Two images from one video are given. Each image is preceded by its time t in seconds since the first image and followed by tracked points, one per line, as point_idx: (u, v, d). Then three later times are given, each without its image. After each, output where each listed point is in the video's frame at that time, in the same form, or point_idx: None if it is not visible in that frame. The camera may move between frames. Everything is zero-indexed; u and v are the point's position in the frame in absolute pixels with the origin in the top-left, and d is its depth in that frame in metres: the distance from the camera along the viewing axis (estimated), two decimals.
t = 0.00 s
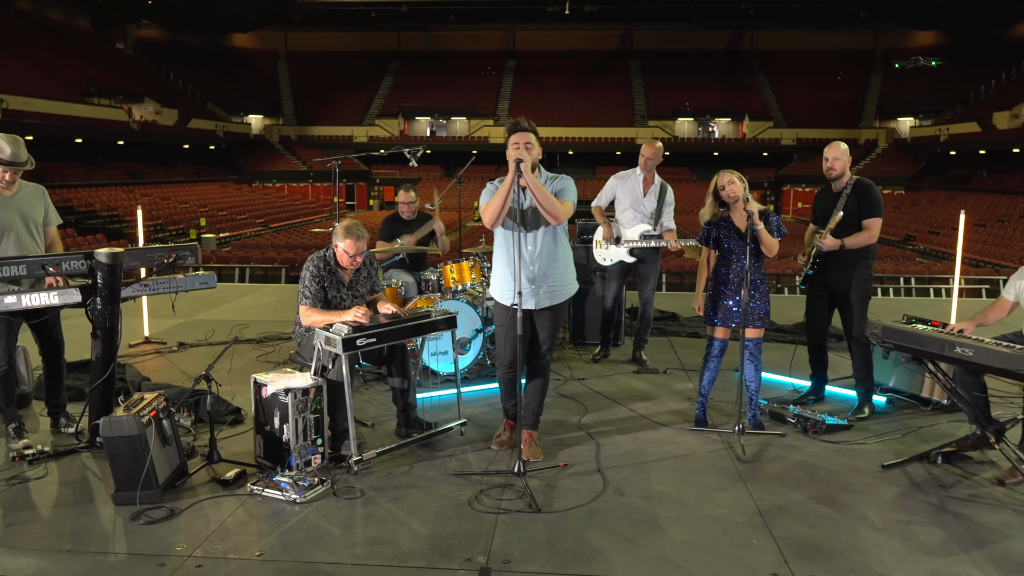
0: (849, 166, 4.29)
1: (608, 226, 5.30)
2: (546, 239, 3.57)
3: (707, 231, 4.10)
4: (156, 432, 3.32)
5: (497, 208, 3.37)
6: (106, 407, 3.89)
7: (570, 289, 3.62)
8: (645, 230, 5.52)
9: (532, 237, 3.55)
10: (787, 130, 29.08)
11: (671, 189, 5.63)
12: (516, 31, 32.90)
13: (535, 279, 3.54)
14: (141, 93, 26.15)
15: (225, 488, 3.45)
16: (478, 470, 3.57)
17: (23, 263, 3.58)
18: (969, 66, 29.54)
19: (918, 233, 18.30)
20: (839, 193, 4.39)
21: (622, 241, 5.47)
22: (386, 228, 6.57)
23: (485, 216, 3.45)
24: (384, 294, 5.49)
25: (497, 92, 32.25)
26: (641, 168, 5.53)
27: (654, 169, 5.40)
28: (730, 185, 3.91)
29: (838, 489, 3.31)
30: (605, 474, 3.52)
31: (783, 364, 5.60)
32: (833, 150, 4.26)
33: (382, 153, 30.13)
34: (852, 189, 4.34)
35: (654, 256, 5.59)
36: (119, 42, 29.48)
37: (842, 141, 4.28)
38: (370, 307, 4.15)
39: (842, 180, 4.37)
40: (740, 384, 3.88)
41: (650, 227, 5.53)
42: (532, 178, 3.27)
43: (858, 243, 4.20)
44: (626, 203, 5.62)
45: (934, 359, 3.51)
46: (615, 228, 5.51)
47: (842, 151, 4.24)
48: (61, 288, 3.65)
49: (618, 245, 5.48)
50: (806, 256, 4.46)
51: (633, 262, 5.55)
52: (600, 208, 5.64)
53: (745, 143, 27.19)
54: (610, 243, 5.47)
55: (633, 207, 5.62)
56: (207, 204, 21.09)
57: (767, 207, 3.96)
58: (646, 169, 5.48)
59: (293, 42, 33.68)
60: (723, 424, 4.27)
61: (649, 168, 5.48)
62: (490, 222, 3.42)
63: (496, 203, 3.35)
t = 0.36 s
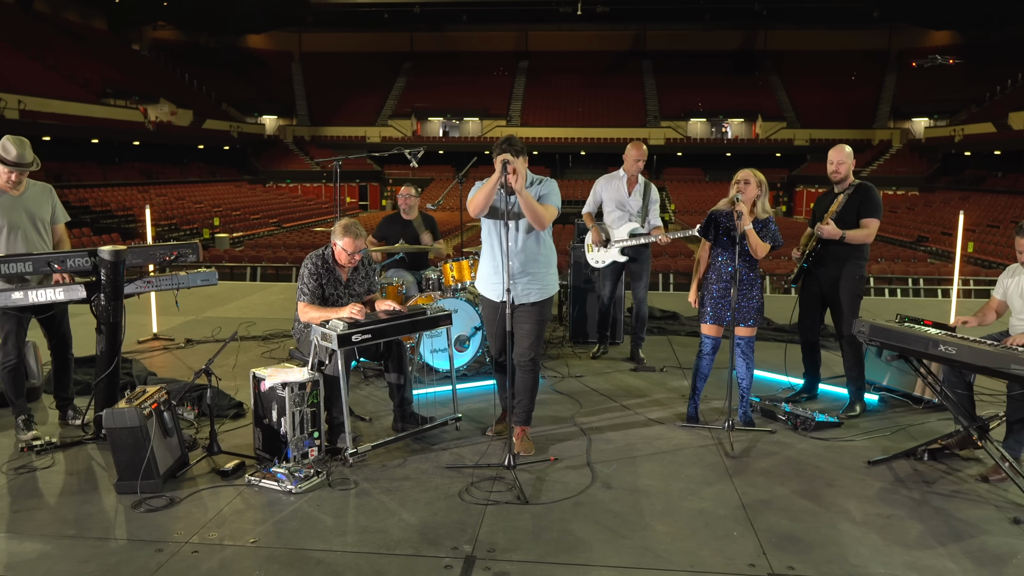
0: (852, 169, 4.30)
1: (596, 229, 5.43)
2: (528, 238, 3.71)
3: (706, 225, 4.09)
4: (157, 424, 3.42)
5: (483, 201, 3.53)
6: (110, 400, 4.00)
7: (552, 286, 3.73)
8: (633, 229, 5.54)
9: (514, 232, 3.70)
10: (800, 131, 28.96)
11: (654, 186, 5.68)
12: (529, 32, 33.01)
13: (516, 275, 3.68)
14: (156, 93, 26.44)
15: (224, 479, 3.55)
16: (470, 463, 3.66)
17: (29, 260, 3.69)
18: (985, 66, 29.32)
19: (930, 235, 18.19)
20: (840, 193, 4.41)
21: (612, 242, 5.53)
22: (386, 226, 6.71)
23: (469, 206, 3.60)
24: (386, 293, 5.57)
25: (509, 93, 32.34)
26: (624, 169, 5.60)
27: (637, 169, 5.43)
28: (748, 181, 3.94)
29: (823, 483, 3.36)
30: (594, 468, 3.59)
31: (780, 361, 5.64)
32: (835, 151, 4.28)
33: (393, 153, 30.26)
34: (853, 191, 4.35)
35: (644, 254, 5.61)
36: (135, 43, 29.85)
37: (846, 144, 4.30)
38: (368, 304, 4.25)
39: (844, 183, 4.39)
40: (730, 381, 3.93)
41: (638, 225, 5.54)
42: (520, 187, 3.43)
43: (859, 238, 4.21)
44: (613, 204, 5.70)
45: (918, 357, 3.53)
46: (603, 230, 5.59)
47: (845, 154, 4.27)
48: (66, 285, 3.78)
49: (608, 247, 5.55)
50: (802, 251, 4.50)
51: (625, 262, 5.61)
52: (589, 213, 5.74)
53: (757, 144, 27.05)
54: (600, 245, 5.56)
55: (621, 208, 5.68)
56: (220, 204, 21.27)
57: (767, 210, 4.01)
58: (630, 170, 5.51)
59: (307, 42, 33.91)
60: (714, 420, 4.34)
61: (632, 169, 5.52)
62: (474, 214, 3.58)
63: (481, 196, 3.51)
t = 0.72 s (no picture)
0: (856, 170, 4.32)
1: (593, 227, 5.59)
2: (529, 239, 3.84)
3: (704, 225, 4.18)
4: (169, 415, 3.54)
5: (487, 204, 3.63)
6: (126, 391, 4.14)
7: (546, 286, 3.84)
8: (628, 224, 5.64)
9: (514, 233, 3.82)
10: (822, 130, 28.73)
11: (648, 184, 5.71)
12: (549, 32, 33.09)
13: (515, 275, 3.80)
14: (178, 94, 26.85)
15: (233, 468, 3.66)
16: (473, 456, 3.74)
17: (49, 257, 3.82)
18: (1012, 64, 28.90)
19: (953, 236, 17.99)
20: (847, 193, 4.42)
21: (608, 239, 5.65)
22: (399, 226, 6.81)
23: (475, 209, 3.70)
24: (395, 291, 5.51)
25: (529, 92, 32.39)
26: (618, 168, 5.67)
27: (627, 164, 5.54)
28: (741, 181, 3.99)
29: (818, 479, 3.41)
30: (593, 462, 3.66)
31: (786, 360, 5.67)
32: (842, 151, 4.28)
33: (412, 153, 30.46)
34: (859, 193, 4.35)
35: (640, 249, 5.73)
36: (159, 45, 30.36)
37: (852, 144, 4.31)
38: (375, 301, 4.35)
39: (849, 183, 4.40)
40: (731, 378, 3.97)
41: (632, 220, 5.63)
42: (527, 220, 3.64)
43: (861, 239, 4.22)
44: (608, 202, 5.77)
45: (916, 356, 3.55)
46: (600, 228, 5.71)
47: (849, 154, 4.29)
48: (84, 281, 3.90)
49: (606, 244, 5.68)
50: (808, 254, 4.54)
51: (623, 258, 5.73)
52: (584, 213, 5.85)
53: (778, 144, 26.79)
54: (597, 243, 5.68)
55: (613, 205, 5.75)
56: (241, 203, 21.55)
57: (759, 208, 4.06)
58: (621, 167, 5.60)
59: (328, 43, 34.21)
60: (715, 417, 4.38)
61: (625, 165, 5.59)
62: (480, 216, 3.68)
63: (486, 198, 3.60)
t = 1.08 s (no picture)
0: (851, 166, 4.36)
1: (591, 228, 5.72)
2: (536, 237, 3.91)
3: (704, 222, 4.28)
4: (183, 406, 3.66)
5: (493, 204, 3.71)
6: (142, 383, 4.26)
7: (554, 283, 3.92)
8: (625, 222, 5.71)
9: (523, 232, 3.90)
10: (839, 131, 28.57)
11: (643, 181, 5.73)
12: (565, 32, 33.16)
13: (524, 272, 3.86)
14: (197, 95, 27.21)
15: (244, 459, 3.77)
16: (476, 449, 3.83)
17: (68, 252, 3.94)
18: None
19: (972, 237, 17.83)
20: (842, 191, 4.46)
21: (607, 238, 5.77)
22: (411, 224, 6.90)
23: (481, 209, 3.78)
24: (405, 288, 5.63)
25: (544, 93, 32.43)
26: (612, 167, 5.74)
27: (621, 163, 5.62)
28: (734, 182, 4.06)
29: (815, 473, 3.46)
30: (594, 455, 3.73)
31: (791, 359, 5.71)
32: (840, 145, 4.33)
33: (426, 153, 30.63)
34: (854, 189, 4.39)
35: (640, 246, 5.86)
36: (179, 47, 30.80)
37: (848, 140, 4.36)
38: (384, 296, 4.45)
39: (844, 180, 4.44)
40: (733, 374, 4.03)
41: (630, 218, 5.70)
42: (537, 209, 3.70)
43: (858, 237, 4.26)
44: (606, 201, 5.86)
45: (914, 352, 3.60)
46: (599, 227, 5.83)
47: (844, 150, 4.33)
48: (102, 275, 4.00)
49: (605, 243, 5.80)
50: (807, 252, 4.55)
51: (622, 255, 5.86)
52: (586, 216, 5.95)
53: (795, 145, 26.63)
54: (597, 242, 5.81)
55: (612, 205, 5.85)
56: (258, 204, 21.79)
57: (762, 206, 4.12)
58: (616, 167, 5.70)
59: (345, 45, 34.48)
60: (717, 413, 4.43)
61: (619, 165, 5.67)
62: (486, 216, 3.75)
63: (493, 199, 3.69)
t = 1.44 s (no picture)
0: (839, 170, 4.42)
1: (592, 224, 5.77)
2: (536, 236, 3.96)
3: (698, 221, 4.33)
4: (186, 399, 3.75)
5: (492, 204, 3.79)
6: (148, 377, 4.37)
7: (554, 282, 3.99)
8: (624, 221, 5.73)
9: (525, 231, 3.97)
10: (849, 131, 28.59)
11: (642, 179, 5.80)
12: (574, 33, 33.23)
13: (526, 267, 3.93)
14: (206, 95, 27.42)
15: (246, 451, 3.86)
16: (473, 442, 3.90)
17: (77, 249, 4.04)
18: None
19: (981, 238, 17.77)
20: (830, 194, 4.52)
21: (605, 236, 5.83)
22: (415, 222, 6.99)
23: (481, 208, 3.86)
24: (406, 286, 5.71)
25: (553, 93, 32.44)
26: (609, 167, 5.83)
27: (615, 163, 5.71)
28: (729, 181, 4.11)
29: (804, 467, 3.53)
30: (587, 448, 3.81)
31: (787, 357, 5.78)
32: (819, 153, 4.42)
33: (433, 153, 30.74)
34: (841, 192, 4.45)
35: (637, 245, 5.94)
36: (189, 48, 31.06)
37: (833, 145, 4.43)
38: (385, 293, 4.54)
39: (832, 182, 4.50)
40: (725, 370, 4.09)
41: (627, 216, 5.74)
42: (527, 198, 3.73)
43: (845, 242, 4.33)
44: (605, 201, 5.95)
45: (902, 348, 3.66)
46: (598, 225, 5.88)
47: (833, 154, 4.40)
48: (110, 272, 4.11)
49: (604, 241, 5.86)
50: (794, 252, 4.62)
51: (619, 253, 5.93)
52: (585, 215, 6.02)
53: (803, 145, 26.56)
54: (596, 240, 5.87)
55: (612, 205, 5.92)
56: (266, 204, 21.93)
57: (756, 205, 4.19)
58: (612, 167, 5.80)
59: (354, 45, 34.65)
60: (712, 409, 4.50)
61: (614, 165, 5.77)
62: (485, 216, 3.83)
63: (492, 199, 3.77)
